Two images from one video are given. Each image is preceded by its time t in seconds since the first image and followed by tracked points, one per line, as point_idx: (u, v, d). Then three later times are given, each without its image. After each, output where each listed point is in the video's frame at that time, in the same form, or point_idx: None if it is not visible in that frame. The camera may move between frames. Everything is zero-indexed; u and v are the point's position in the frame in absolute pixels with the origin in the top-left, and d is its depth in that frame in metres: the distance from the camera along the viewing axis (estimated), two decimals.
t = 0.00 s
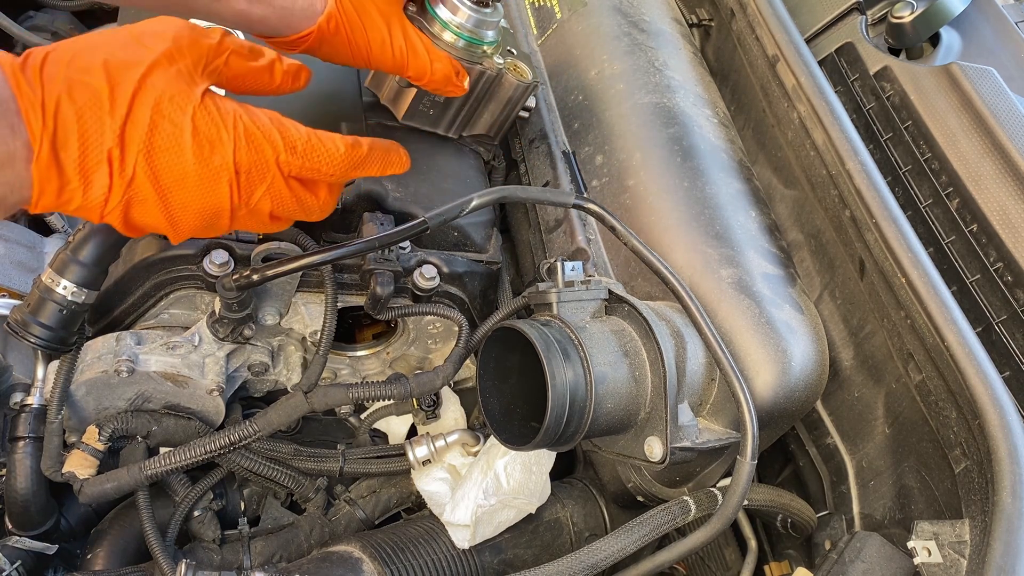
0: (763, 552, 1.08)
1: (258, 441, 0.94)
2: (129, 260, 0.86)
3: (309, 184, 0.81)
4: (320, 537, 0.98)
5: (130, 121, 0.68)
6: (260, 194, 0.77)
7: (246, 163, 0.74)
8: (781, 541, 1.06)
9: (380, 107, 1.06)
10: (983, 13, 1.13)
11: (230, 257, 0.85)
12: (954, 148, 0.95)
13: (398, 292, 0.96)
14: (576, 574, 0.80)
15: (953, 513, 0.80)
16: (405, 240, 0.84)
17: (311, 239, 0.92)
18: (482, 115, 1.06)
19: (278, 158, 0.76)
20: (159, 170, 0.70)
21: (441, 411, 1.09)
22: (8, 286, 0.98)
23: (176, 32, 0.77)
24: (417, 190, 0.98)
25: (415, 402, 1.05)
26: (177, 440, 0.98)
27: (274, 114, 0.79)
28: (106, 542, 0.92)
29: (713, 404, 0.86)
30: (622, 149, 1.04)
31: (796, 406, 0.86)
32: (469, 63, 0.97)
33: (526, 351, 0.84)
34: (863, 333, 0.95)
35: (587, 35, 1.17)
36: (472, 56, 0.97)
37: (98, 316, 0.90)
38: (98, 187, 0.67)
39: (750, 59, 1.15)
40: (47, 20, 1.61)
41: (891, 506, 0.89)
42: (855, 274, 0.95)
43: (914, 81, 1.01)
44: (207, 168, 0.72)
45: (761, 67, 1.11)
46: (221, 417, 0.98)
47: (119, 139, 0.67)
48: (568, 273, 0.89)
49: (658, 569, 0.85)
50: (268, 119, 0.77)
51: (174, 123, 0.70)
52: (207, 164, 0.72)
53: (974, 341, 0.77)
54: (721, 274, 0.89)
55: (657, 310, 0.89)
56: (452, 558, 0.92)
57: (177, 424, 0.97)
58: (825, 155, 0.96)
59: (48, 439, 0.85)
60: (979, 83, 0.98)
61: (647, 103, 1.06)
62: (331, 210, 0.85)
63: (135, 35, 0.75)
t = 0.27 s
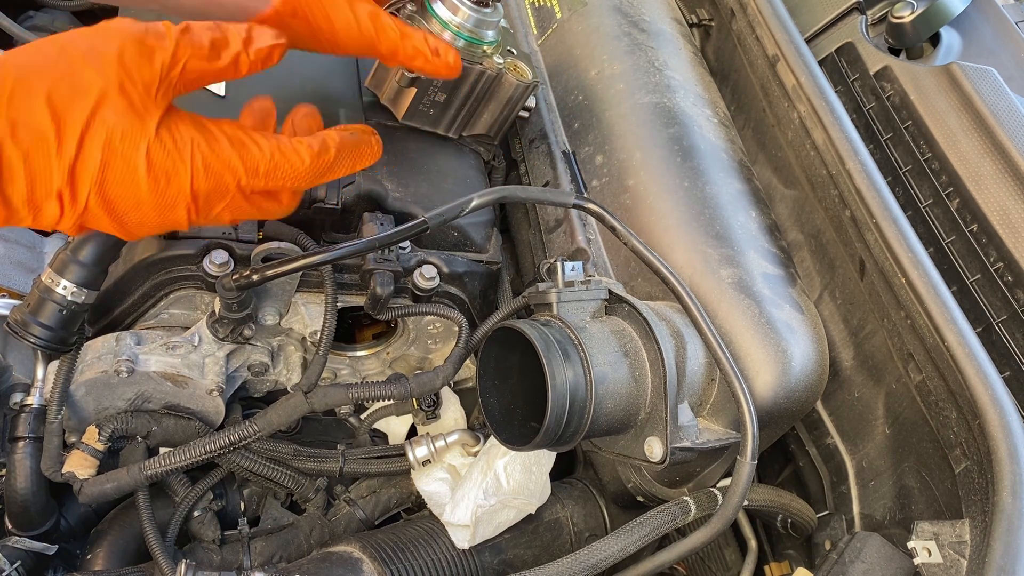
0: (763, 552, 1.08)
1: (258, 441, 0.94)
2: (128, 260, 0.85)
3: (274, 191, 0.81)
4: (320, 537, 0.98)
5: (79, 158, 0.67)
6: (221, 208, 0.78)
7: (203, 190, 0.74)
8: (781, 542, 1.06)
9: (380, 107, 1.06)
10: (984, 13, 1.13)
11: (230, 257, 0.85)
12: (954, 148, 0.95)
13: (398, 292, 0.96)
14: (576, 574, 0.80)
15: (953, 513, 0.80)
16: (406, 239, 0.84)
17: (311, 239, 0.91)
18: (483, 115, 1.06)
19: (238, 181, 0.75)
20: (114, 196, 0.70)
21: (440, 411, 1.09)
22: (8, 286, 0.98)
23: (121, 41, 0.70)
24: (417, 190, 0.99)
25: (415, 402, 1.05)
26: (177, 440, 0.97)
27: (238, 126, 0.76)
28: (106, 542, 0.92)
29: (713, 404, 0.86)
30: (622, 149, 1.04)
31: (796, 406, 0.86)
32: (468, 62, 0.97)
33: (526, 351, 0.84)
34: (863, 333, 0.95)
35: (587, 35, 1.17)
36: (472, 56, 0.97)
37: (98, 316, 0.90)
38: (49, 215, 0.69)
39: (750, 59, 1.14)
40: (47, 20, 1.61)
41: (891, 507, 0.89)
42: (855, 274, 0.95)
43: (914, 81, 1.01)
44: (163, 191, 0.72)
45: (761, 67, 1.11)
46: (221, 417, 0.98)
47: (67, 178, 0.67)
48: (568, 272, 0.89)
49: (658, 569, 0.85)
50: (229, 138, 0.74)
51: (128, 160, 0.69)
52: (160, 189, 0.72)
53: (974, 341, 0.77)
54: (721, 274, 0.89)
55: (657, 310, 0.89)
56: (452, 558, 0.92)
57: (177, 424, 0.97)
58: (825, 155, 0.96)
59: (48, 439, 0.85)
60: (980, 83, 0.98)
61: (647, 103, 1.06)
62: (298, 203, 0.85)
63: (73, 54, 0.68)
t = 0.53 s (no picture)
0: (763, 552, 1.08)
1: (258, 441, 0.94)
2: (128, 260, 0.86)
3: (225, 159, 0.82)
4: (320, 537, 0.98)
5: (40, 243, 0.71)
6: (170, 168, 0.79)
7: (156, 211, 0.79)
8: (781, 542, 1.06)
9: (380, 107, 1.06)
10: (984, 13, 1.13)
11: (230, 257, 0.85)
12: (954, 148, 0.95)
13: (398, 292, 0.96)
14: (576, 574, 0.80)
15: (953, 513, 0.80)
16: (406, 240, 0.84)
17: (311, 239, 0.91)
18: (482, 115, 1.06)
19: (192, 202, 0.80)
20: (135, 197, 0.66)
21: (441, 411, 1.09)
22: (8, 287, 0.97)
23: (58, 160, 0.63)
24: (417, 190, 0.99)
25: (415, 402, 1.05)
26: (177, 440, 0.97)
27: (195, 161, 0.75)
28: (106, 542, 0.92)
29: (713, 404, 0.86)
30: (622, 149, 1.04)
31: (797, 406, 0.86)
32: (468, 63, 0.96)
33: (527, 352, 0.84)
34: (863, 333, 0.95)
35: (587, 35, 1.17)
36: (472, 56, 0.96)
37: (98, 316, 0.90)
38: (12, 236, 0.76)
39: (750, 59, 1.15)
40: (47, 20, 1.61)
41: (891, 507, 0.89)
42: (855, 274, 0.95)
43: (914, 81, 1.01)
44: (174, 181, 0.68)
45: (761, 67, 1.11)
46: (221, 417, 0.98)
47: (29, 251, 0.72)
48: (568, 272, 0.89)
49: (658, 569, 0.85)
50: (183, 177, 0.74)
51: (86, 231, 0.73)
52: (190, 177, 0.70)
53: (974, 341, 0.77)
54: (721, 274, 0.89)
55: (657, 310, 0.89)
56: (452, 558, 0.92)
57: (177, 424, 0.97)
58: (825, 155, 0.96)
59: (48, 439, 0.85)
60: (980, 83, 0.98)
61: (647, 103, 1.06)
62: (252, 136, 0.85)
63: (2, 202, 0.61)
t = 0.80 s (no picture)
0: (763, 552, 1.08)
1: (258, 441, 0.93)
2: (129, 260, 0.86)
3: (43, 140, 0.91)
4: (320, 537, 0.98)
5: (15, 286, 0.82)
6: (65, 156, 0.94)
7: None
8: (781, 542, 1.06)
9: (380, 106, 1.05)
10: (984, 13, 1.13)
11: (230, 257, 0.85)
12: (954, 148, 0.95)
13: (398, 292, 0.96)
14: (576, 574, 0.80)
15: (953, 513, 0.80)
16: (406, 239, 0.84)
17: (311, 239, 0.91)
18: (483, 115, 1.06)
19: None
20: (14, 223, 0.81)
21: (441, 411, 1.09)
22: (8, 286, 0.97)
23: None
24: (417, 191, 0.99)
25: (415, 402, 1.05)
26: (178, 440, 0.97)
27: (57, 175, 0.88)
28: (106, 542, 0.92)
29: (713, 404, 0.86)
30: (622, 148, 1.04)
31: (797, 406, 0.86)
32: (468, 63, 0.96)
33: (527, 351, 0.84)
34: (863, 333, 0.95)
35: (586, 35, 1.17)
36: (472, 56, 0.97)
37: (98, 316, 0.90)
38: None
39: (750, 59, 1.15)
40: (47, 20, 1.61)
41: (891, 507, 0.89)
42: (855, 274, 0.95)
43: (914, 81, 1.01)
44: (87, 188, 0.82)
45: (760, 67, 1.11)
46: (221, 417, 0.98)
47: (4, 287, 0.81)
48: (568, 273, 0.90)
49: (658, 569, 0.85)
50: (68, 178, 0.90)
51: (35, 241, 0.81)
52: (79, 207, 0.81)
53: (973, 341, 0.77)
54: (721, 274, 0.89)
55: (657, 310, 0.89)
56: (452, 558, 0.92)
57: (177, 424, 0.96)
58: (825, 155, 0.96)
59: (48, 439, 0.86)
60: (980, 83, 0.98)
61: (647, 103, 1.06)
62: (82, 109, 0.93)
63: None
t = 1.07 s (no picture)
0: (763, 552, 1.08)
1: (258, 441, 0.93)
2: (129, 260, 0.86)
3: None
4: (320, 537, 0.99)
5: None
6: None
7: None
8: (780, 542, 1.06)
9: (380, 106, 1.06)
10: (984, 13, 1.13)
11: (230, 257, 0.85)
12: (954, 148, 0.95)
13: (398, 292, 0.96)
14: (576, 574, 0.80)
15: (952, 513, 0.80)
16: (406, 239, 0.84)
17: (311, 238, 0.91)
18: (483, 115, 1.06)
19: None
20: None
21: (441, 411, 1.09)
22: (8, 286, 0.97)
23: None
24: (416, 191, 0.99)
25: (415, 402, 1.05)
26: (178, 439, 0.96)
27: None
28: (106, 542, 0.92)
29: (713, 404, 0.86)
30: (622, 148, 1.04)
31: (796, 405, 0.86)
32: (468, 63, 0.96)
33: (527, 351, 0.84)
34: (862, 332, 0.95)
35: (586, 35, 1.17)
36: (472, 56, 0.97)
37: (97, 315, 0.90)
38: None
39: (750, 59, 1.15)
40: (47, 19, 1.62)
41: (891, 506, 0.89)
42: (854, 274, 0.95)
43: (914, 82, 1.01)
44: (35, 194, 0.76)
45: (760, 67, 1.11)
46: (221, 417, 0.98)
47: None
48: (568, 272, 0.90)
49: (658, 569, 0.85)
50: None
51: None
52: None
53: (973, 341, 0.77)
54: (721, 274, 0.89)
55: (657, 310, 0.89)
56: (452, 558, 0.92)
57: (178, 424, 0.96)
58: (825, 154, 0.96)
59: (48, 439, 0.86)
60: (980, 83, 0.98)
61: (647, 103, 1.06)
62: None
63: None
